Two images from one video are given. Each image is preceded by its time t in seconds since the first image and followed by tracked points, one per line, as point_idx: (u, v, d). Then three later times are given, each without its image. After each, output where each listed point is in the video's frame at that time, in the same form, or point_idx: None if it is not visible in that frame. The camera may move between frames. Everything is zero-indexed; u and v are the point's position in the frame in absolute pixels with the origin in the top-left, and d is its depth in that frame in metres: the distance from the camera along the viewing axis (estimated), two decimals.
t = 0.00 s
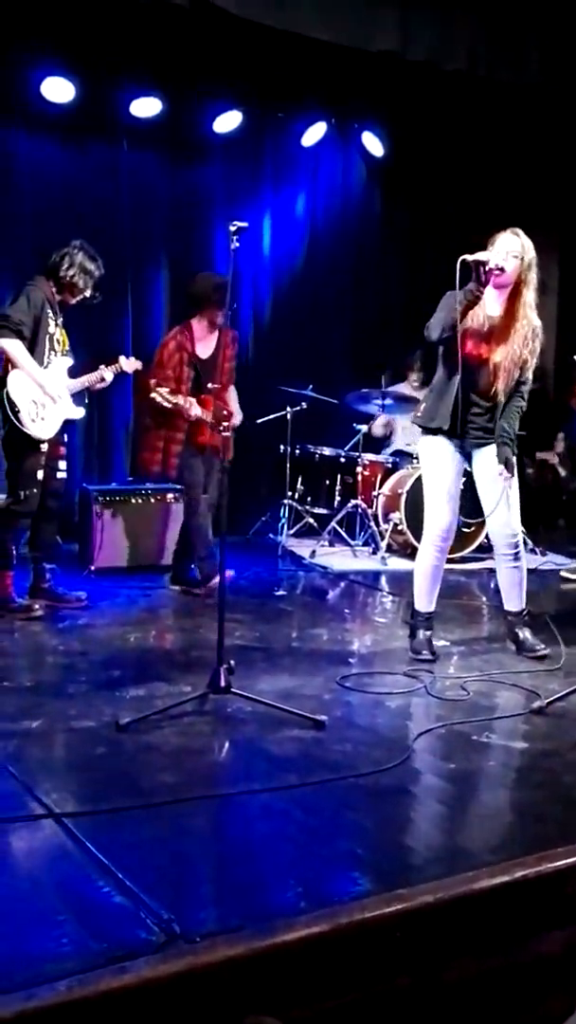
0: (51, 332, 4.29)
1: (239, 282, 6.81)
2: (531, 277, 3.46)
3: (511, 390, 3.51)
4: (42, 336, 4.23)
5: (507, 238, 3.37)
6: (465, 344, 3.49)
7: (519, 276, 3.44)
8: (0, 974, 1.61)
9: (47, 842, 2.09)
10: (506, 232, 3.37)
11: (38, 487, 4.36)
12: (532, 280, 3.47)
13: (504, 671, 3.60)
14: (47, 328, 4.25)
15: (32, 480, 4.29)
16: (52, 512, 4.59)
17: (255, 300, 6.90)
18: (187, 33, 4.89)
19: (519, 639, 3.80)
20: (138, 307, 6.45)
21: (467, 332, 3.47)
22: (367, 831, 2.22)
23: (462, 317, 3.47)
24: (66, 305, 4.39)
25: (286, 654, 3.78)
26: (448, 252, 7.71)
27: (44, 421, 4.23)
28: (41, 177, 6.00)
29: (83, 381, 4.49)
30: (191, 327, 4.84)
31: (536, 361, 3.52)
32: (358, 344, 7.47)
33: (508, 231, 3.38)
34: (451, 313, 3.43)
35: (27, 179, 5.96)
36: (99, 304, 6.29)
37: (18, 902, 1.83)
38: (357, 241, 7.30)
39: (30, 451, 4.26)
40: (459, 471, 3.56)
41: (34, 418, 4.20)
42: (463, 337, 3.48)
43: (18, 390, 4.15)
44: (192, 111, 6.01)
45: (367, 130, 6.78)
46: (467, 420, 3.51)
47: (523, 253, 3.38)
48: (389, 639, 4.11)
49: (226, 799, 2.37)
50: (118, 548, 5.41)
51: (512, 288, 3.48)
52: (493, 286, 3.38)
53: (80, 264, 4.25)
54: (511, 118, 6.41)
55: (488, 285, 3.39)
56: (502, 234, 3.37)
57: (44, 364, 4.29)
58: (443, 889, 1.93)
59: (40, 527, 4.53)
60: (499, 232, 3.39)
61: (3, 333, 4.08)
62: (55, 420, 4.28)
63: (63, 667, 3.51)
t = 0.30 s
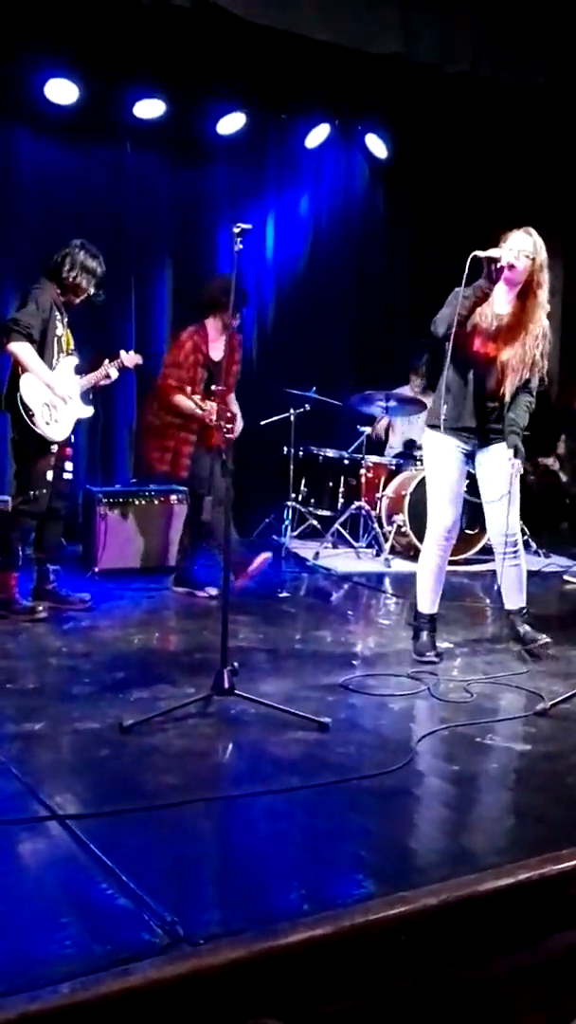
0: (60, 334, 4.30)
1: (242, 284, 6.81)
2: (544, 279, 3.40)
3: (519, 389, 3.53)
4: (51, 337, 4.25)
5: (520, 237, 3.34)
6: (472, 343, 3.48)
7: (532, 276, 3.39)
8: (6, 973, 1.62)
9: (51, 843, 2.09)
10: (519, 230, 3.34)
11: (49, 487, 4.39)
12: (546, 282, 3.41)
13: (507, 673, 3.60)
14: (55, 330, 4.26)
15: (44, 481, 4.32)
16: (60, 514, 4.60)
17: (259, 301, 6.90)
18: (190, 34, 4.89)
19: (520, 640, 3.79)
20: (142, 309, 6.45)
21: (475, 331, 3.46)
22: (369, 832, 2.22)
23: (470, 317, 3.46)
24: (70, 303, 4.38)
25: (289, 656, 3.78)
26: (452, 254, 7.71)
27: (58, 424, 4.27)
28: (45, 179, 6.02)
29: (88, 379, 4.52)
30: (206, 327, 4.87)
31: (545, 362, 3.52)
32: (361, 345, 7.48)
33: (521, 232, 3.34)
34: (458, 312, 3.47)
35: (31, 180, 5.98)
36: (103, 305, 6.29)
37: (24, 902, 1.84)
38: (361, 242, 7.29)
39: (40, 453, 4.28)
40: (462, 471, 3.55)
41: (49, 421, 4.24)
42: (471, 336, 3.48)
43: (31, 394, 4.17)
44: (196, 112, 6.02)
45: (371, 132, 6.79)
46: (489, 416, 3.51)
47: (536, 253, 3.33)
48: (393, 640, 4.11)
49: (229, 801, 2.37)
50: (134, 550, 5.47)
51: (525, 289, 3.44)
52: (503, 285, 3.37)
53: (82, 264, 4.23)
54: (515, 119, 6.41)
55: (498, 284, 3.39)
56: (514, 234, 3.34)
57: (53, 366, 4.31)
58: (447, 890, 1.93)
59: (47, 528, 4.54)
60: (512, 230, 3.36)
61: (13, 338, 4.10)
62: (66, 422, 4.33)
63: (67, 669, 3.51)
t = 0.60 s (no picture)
0: (62, 332, 4.30)
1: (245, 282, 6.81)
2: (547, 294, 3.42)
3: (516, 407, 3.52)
4: (53, 339, 4.25)
5: (524, 251, 3.36)
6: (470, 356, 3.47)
7: (534, 291, 3.41)
8: (8, 972, 1.62)
9: (55, 841, 2.10)
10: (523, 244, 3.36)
11: (53, 486, 4.38)
12: (549, 298, 3.43)
13: (510, 671, 3.59)
14: (57, 329, 4.27)
15: (47, 480, 4.32)
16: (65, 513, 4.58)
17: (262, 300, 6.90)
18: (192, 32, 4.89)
19: (522, 640, 3.79)
20: (145, 307, 6.45)
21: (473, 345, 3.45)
22: (372, 830, 2.22)
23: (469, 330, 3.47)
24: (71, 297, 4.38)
25: (293, 654, 3.78)
26: (455, 252, 7.70)
27: (62, 425, 4.28)
28: (48, 178, 6.01)
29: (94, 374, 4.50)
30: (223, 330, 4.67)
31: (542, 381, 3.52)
32: (363, 344, 7.47)
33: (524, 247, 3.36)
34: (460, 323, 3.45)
35: (34, 179, 5.96)
36: (105, 304, 6.30)
37: (27, 901, 1.84)
38: (363, 240, 7.29)
39: (45, 452, 4.28)
40: (462, 474, 3.54)
41: (52, 424, 4.24)
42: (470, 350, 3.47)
43: (32, 398, 4.19)
44: (199, 110, 6.01)
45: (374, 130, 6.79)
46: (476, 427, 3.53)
47: (538, 268, 3.37)
48: (395, 639, 4.10)
49: (232, 799, 2.37)
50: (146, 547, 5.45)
51: (526, 305, 3.46)
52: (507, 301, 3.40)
53: (71, 255, 4.20)
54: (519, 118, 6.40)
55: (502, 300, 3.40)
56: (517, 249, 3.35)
57: (58, 366, 4.31)
58: (449, 889, 1.93)
59: (51, 527, 4.49)
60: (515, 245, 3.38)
61: (14, 343, 4.11)
62: (73, 421, 4.34)
63: (69, 668, 3.51)
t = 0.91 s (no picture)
0: (54, 336, 4.29)
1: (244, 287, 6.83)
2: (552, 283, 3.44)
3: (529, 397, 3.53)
4: (45, 345, 4.24)
5: (527, 243, 3.37)
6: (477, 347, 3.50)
7: (538, 282, 3.43)
8: (11, 971, 1.63)
9: (55, 844, 2.10)
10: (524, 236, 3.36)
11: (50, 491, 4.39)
12: (554, 287, 3.45)
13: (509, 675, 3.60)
14: (48, 334, 4.25)
15: (42, 485, 4.32)
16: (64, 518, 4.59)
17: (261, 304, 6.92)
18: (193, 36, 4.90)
19: (522, 644, 3.79)
20: (144, 311, 6.46)
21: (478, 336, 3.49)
22: (372, 833, 2.23)
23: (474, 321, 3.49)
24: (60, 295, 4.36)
25: (292, 658, 3.78)
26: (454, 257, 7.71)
27: (59, 432, 4.29)
28: (48, 182, 6.02)
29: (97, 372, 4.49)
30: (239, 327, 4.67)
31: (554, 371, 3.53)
32: (363, 349, 7.49)
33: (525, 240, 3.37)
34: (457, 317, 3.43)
35: (34, 180, 5.99)
36: (105, 307, 6.31)
37: (27, 904, 1.85)
38: (363, 243, 7.32)
39: (41, 458, 4.29)
40: (467, 473, 3.55)
41: (48, 431, 4.26)
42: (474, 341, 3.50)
43: (26, 406, 4.20)
44: (199, 115, 6.03)
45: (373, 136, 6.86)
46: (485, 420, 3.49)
47: (542, 259, 3.37)
48: (395, 643, 4.11)
49: (232, 801, 2.38)
50: (158, 548, 5.48)
51: (532, 295, 3.48)
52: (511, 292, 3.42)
53: (50, 253, 4.18)
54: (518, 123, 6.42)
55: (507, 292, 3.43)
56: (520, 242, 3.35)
57: (53, 370, 4.31)
58: (449, 892, 1.94)
59: (49, 532, 4.54)
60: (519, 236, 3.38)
61: (2, 357, 4.08)
62: (69, 425, 4.36)
63: (70, 672, 3.51)
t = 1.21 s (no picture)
0: (42, 329, 4.28)
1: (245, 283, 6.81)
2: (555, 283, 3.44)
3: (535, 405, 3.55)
4: (33, 339, 4.23)
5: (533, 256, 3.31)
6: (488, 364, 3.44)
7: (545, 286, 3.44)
8: (7, 970, 1.63)
9: (54, 840, 2.10)
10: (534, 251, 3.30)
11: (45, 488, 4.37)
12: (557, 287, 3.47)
13: (511, 672, 3.59)
14: (36, 326, 4.24)
15: (36, 482, 4.30)
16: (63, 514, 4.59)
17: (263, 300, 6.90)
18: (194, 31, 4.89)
19: (524, 640, 3.79)
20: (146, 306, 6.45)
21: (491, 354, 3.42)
22: (372, 829, 2.23)
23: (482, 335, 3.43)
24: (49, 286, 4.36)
25: (294, 654, 3.78)
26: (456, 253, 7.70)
27: (51, 426, 4.26)
28: (50, 178, 6.00)
29: (91, 362, 4.46)
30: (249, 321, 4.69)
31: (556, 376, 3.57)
32: (365, 345, 7.47)
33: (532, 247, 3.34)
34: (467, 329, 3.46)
35: (37, 177, 5.96)
36: (106, 303, 6.30)
37: (25, 901, 1.84)
38: (365, 239, 7.30)
39: (34, 455, 4.28)
40: (467, 472, 3.54)
41: (39, 427, 4.22)
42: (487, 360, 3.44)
43: (17, 403, 4.18)
44: (201, 109, 6.01)
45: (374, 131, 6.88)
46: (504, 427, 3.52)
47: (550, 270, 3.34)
48: (396, 639, 4.11)
49: (233, 798, 2.38)
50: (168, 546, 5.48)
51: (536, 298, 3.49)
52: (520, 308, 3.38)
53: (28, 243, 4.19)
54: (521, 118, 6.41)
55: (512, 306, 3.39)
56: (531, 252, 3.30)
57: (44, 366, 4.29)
58: (450, 888, 1.94)
59: (49, 528, 4.51)
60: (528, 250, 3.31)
61: None
62: (64, 419, 4.31)
63: (70, 668, 3.51)
